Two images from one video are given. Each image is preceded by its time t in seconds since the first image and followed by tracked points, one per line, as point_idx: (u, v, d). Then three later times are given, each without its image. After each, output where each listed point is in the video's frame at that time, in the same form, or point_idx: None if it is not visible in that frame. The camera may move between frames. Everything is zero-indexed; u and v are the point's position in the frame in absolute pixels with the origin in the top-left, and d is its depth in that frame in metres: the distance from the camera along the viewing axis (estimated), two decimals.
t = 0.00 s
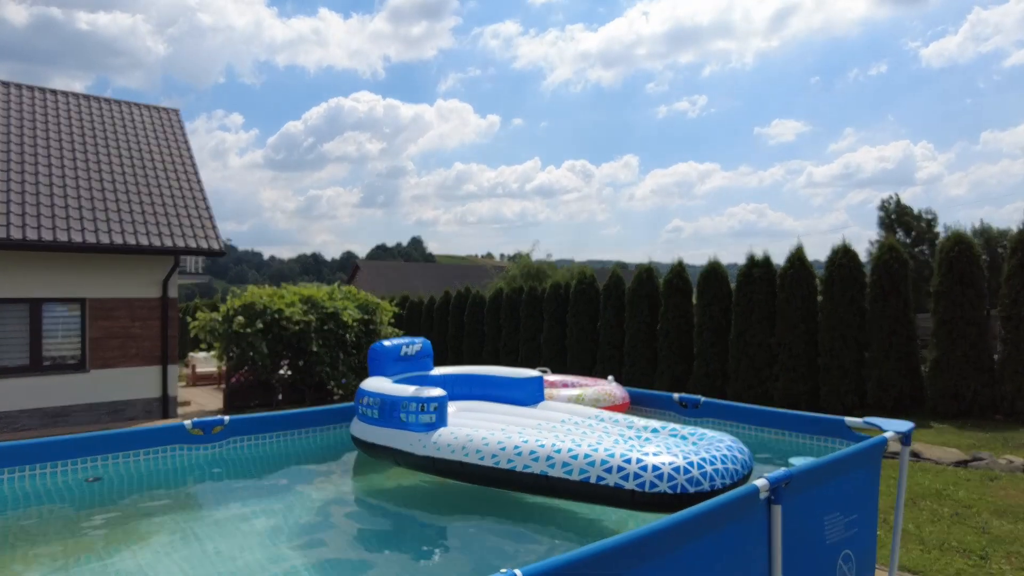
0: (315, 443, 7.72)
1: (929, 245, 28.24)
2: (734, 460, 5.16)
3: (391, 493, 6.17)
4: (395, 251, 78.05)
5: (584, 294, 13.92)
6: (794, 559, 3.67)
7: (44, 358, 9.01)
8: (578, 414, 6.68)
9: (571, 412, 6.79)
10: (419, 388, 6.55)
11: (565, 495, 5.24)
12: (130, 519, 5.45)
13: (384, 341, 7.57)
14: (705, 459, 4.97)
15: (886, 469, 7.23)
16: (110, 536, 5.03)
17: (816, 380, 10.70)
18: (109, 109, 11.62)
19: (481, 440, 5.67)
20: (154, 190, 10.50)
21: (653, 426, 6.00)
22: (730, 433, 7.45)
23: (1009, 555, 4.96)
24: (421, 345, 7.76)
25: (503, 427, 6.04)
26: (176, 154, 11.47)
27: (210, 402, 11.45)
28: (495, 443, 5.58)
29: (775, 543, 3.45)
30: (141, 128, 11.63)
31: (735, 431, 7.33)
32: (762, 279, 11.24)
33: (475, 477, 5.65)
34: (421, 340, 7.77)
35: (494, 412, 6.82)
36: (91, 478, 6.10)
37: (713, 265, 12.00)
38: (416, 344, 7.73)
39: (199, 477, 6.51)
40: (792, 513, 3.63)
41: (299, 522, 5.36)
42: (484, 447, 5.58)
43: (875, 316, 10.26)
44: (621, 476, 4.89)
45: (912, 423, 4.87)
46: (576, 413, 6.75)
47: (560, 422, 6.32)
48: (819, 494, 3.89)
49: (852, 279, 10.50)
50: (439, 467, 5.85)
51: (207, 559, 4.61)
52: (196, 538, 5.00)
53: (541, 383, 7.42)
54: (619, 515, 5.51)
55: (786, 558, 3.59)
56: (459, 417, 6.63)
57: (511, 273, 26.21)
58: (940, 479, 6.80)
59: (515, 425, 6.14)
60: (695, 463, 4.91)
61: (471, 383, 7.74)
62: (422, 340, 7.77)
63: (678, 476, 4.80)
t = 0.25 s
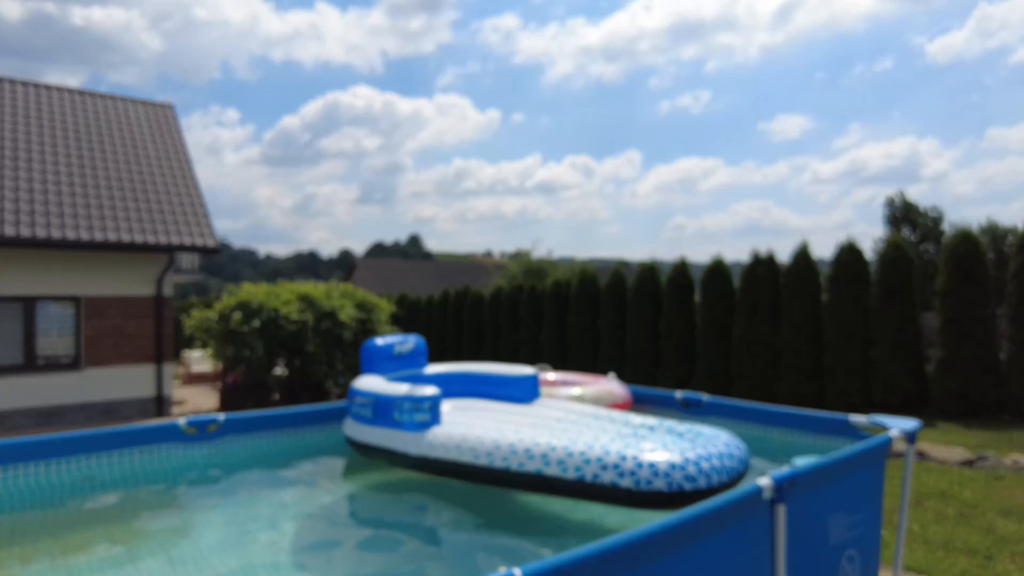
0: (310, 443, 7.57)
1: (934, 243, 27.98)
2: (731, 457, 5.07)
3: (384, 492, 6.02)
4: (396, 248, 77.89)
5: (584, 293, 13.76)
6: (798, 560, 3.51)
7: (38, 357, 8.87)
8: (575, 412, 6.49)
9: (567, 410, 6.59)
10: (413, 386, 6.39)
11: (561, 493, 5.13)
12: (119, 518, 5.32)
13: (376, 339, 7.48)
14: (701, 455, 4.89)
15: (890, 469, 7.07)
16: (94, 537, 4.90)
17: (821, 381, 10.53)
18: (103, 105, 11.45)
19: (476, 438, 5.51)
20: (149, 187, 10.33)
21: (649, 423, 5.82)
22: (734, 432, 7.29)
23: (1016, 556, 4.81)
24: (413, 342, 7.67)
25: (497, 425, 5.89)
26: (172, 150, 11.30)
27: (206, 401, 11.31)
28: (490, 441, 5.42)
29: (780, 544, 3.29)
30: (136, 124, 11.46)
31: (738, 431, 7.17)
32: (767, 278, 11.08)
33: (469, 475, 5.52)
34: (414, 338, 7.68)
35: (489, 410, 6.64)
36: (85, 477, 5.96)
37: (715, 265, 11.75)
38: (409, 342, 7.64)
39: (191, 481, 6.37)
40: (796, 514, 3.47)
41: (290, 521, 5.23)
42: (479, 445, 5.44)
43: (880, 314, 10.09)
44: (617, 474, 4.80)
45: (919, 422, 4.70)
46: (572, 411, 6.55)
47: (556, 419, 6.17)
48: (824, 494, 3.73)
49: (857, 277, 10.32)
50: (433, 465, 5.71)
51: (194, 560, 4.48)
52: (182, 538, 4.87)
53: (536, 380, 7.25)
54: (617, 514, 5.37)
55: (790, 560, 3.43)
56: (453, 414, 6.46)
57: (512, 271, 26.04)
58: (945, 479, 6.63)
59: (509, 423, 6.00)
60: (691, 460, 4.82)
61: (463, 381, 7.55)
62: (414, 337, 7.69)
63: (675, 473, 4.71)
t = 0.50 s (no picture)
0: (309, 437, 7.57)
1: (935, 238, 27.95)
2: (724, 448, 5.06)
3: (380, 483, 6.01)
4: (397, 244, 77.93)
5: (584, 288, 13.74)
6: (799, 553, 3.50)
7: (37, 352, 8.87)
8: (569, 405, 6.47)
9: (561, 403, 6.58)
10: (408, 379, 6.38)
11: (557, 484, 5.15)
12: (120, 511, 5.32)
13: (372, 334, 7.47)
14: (695, 446, 4.88)
15: (891, 462, 7.06)
16: (94, 530, 4.90)
17: (822, 376, 10.52)
18: (103, 100, 11.44)
19: (470, 430, 5.52)
20: (148, 181, 10.32)
21: (642, 415, 5.81)
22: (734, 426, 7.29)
23: (1015, 548, 4.80)
24: (409, 336, 7.68)
25: (492, 416, 5.89)
26: (171, 145, 11.28)
27: (206, 396, 11.33)
28: (484, 433, 5.43)
29: (781, 537, 3.28)
30: (135, 119, 11.44)
31: (739, 424, 7.17)
32: (768, 272, 11.05)
33: (463, 466, 5.53)
34: (410, 331, 7.69)
35: (484, 403, 6.61)
36: (84, 470, 5.95)
37: (717, 259, 11.72)
38: (404, 336, 7.64)
39: (192, 475, 6.40)
40: (795, 507, 3.45)
41: (290, 513, 5.22)
42: (473, 436, 5.45)
43: (881, 309, 10.06)
44: (611, 464, 4.81)
45: (919, 415, 4.68)
46: (566, 403, 6.53)
47: (550, 411, 6.18)
48: (823, 487, 3.71)
49: (858, 272, 10.29)
50: (429, 457, 5.70)
51: (195, 552, 4.47)
52: (181, 531, 4.87)
53: (531, 373, 7.26)
54: (615, 504, 5.37)
55: (790, 553, 3.42)
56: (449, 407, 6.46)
57: (511, 266, 26.02)
58: (945, 472, 6.63)
59: (504, 415, 5.99)
60: (685, 451, 4.82)
61: (462, 375, 7.55)
62: (410, 332, 7.70)
63: (668, 463, 4.71)
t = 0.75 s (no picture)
0: (310, 427, 7.58)
1: (936, 230, 27.92)
2: (718, 436, 5.09)
3: (377, 473, 6.03)
4: (396, 237, 77.91)
5: (585, 279, 13.74)
6: (800, 542, 3.51)
7: (38, 344, 8.88)
8: (563, 394, 6.48)
9: (556, 392, 6.59)
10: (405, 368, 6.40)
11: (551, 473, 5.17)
12: (122, 501, 5.33)
13: (368, 324, 7.51)
14: (688, 435, 4.90)
15: (890, 453, 7.08)
16: (95, 520, 4.91)
17: (822, 367, 10.53)
18: (101, 90, 11.40)
19: (466, 419, 5.54)
20: (147, 173, 10.29)
21: (637, 404, 5.80)
22: (733, 416, 7.31)
23: (1014, 538, 4.82)
24: (405, 326, 7.71)
25: (488, 405, 5.90)
26: (170, 136, 11.25)
27: (207, 387, 11.35)
28: (479, 422, 5.45)
29: (781, 527, 3.29)
30: (134, 110, 11.40)
31: (738, 415, 7.20)
32: (768, 263, 11.05)
33: (460, 455, 5.55)
34: (405, 323, 7.75)
35: (479, 393, 6.62)
36: (83, 460, 5.93)
37: (717, 250, 11.73)
38: (400, 326, 7.68)
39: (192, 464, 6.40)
40: (795, 496, 3.45)
41: (291, 503, 5.24)
42: (468, 425, 5.47)
43: (882, 301, 10.04)
44: (605, 452, 4.83)
45: (918, 405, 4.65)
46: (561, 393, 6.55)
47: (544, 400, 6.19)
48: (823, 476, 3.71)
49: (858, 263, 10.29)
50: (427, 446, 5.71)
51: (197, 542, 4.49)
52: (182, 521, 4.88)
53: (525, 364, 7.31)
54: (613, 493, 5.39)
55: (790, 542, 3.43)
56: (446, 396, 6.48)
57: (511, 258, 26.01)
58: (944, 463, 6.65)
59: (500, 404, 6.00)
60: (678, 439, 4.85)
61: (459, 365, 7.54)
62: (406, 323, 7.73)
63: (661, 451, 4.74)
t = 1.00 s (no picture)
0: (315, 418, 7.73)
1: (932, 224, 28.16)
2: (709, 425, 5.25)
3: (380, 462, 6.20)
4: (395, 230, 78.07)
5: (584, 273, 13.90)
6: (795, 527, 3.58)
7: (46, 336, 9.01)
8: (558, 384, 6.66)
9: (550, 382, 6.77)
10: (405, 360, 6.56)
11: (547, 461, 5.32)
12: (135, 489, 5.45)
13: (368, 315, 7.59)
14: (679, 423, 5.07)
15: (885, 443, 7.26)
16: (111, 506, 5.05)
17: (817, 359, 10.72)
18: (105, 85, 11.50)
19: (464, 409, 5.71)
20: (152, 168, 10.42)
21: (630, 394, 5.99)
22: (731, 407, 7.49)
23: (1005, 527, 4.99)
24: (404, 318, 7.83)
25: (487, 395, 6.07)
26: (174, 131, 11.37)
27: (212, 379, 11.50)
28: (477, 411, 5.63)
29: (776, 512, 3.38)
30: (138, 105, 11.51)
31: (736, 405, 7.37)
32: (764, 257, 11.22)
33: (461, 445, 5.70)
34: (404, 315, 7.84)
35: (476, 382, 6.80)
36: (93, 450, 6.05)
37: (715, 243, 11.92)
38: (400, 318, 7.80)
39: (200, 451, 6.54)
40: (793, 485, 3.55)
41: (301, 491, 5.39)
42: (466, 415, 5.64)
43: (877, 294, 10.24)
44: (598, 440, 5.00)
45: (914, 397, 4.71)
46: (555, 383, 6.73)
47: (541, 391, 6.36)
48: (820, 466, 3.79)
49: (854, 256, 10.46)
50: (429, 436, 5.87)
51: (213, 527, 4.62)
52: (197, 507, 5.03)
53: (522, 355, 7.44)
54: (614, 482, 5.55)
55: (787, 530, 3.52)
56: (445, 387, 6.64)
57: (511, 250, 26.18)
58: (938, 454, 6.83)
59: (498, 394, 6.16)
60: (669, 427, 5.01)
61: (460, 355, 7.69)
62: (406, 315, 7.84)
63: (653, 439, 4.90)
